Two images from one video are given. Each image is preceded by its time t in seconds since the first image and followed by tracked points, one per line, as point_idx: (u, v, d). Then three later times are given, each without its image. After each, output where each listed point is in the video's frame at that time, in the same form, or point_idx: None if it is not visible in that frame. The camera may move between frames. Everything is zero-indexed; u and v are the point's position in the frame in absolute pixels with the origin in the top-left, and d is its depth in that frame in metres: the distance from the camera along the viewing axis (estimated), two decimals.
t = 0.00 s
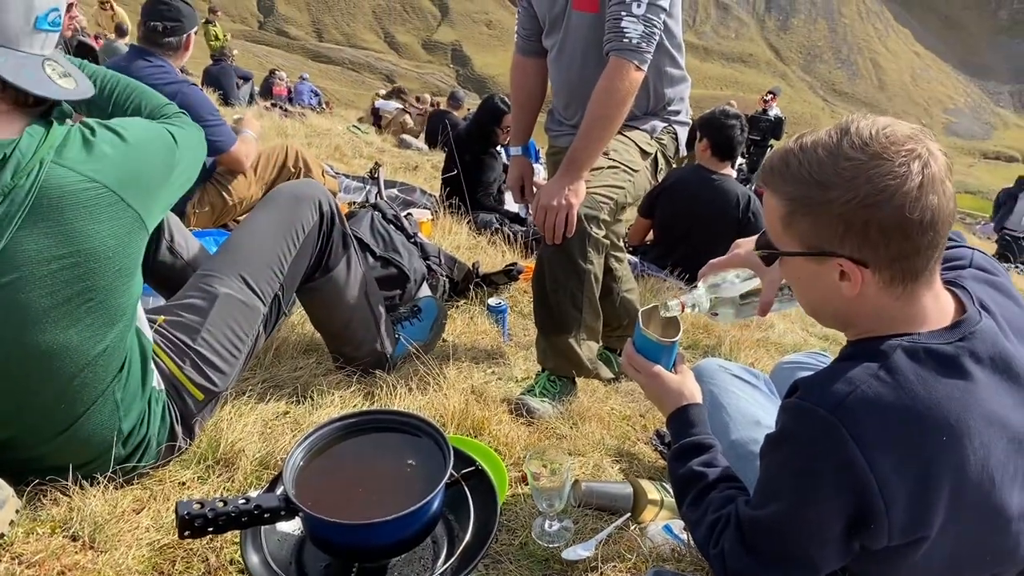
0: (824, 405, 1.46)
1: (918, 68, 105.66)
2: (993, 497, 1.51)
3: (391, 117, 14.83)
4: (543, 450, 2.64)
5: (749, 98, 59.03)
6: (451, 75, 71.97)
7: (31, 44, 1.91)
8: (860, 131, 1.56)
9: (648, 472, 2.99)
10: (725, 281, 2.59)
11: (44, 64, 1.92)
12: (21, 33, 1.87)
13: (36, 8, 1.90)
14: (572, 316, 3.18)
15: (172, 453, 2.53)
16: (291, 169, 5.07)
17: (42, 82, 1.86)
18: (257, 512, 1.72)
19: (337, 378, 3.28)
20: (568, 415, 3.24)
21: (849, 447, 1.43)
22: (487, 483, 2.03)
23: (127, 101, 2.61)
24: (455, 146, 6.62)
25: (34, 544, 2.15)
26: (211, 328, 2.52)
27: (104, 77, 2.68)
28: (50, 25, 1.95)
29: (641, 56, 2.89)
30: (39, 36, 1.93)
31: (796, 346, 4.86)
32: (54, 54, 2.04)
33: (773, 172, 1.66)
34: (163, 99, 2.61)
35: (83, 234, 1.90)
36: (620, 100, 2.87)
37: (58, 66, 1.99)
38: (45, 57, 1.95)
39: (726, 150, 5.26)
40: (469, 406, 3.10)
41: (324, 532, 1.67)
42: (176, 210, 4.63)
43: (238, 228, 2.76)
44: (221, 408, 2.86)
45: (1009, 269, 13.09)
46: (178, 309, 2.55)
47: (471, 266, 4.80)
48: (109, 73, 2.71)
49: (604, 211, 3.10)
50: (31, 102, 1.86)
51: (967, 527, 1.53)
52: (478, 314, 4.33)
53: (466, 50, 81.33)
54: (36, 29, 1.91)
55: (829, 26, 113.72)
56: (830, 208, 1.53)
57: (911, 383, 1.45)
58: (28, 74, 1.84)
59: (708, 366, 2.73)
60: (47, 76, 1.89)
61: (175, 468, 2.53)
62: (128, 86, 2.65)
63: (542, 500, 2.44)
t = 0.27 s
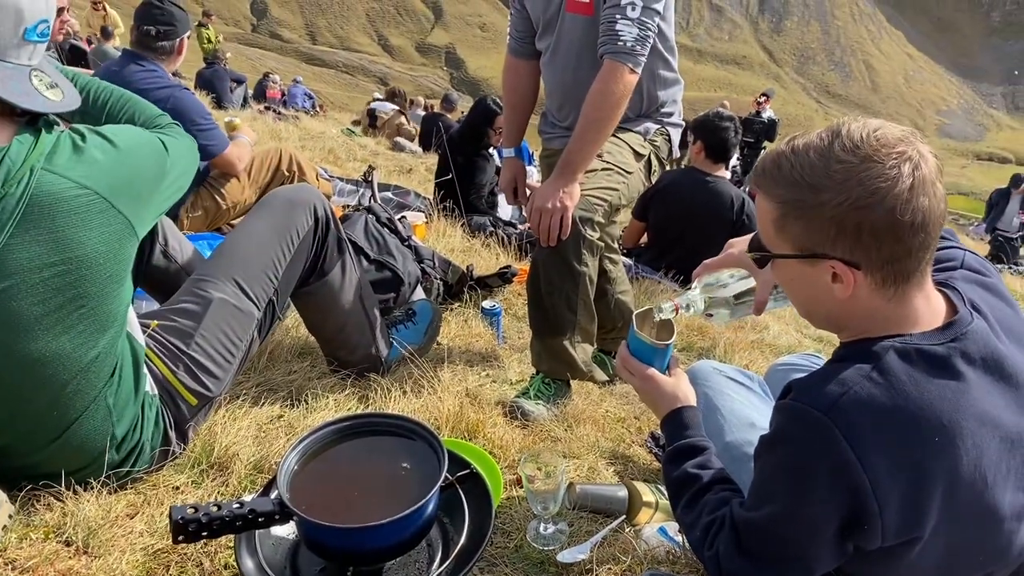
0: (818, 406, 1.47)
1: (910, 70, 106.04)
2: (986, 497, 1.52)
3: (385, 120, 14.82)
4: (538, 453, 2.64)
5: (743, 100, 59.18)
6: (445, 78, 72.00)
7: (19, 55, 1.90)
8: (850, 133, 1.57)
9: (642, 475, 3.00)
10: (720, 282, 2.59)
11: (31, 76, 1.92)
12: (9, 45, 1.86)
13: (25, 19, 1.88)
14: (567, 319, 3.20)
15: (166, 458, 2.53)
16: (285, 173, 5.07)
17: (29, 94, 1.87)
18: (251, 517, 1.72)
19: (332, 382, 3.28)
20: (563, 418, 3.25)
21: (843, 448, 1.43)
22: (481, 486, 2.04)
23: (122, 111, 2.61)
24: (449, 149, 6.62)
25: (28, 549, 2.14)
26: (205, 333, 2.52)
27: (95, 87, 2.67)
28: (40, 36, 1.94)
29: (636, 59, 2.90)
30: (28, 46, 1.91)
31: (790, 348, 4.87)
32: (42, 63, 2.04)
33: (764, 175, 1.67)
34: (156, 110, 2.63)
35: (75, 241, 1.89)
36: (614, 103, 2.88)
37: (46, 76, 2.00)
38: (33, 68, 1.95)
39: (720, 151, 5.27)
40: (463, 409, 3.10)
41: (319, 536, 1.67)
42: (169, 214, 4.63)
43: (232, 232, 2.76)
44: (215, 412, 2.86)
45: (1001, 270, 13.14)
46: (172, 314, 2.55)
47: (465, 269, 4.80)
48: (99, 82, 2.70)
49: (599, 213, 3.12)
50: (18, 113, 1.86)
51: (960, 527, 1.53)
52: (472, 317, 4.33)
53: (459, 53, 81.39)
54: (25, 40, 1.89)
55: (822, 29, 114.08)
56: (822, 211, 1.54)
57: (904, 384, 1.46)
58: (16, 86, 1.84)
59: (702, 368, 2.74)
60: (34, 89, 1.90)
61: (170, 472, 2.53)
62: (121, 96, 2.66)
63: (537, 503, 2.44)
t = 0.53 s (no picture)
0: (819, 408, 1.47)
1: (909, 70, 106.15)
2: (986, 497, 1.52)
3: (385, 121, 14.84)
4: (539, 454, 2.65)
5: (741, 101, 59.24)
6: (443, 79, 72.04)
7: (21, 61, 1.90)
8: (851, 136, 1.58)
9: (643, 475, 3.00)
10: (720, 282, 2.61)
11: (33, 80, 1.93)
12: (11, 50, 1.86)
13: (26, 24, 1.88)
14: (569, 319, 3.20)
15: (169, 459, 2.54)
16: (285, 176, 5.07)
17: (31, 99, 1.88)
18: (254, 518, 1.73)
19: (333, 384, 3.29)
20: (564, 419, 3.25)
21: (844, 449, 1.44)
22: (483, 487, 2.04)
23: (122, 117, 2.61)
24: (448, 150, 6.63)
25: (32, 552, 2.15)
26: (207, 336, 2.52)
27: (98, 93, 2.68)
28: (41, 41, 1.94)
29: (636, 60, 2.90)
30: (29, 52, 1.92)
31: (789, 349, 4.88)
32: (43, 67, 2.05)
33: (765, 177, 1.67)
34: (158, 114, 2.62)
35: (78, 247, 1.90)
36: (614, 104, 2.88)
37: (47, 81, 2.01)
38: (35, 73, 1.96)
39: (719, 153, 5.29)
40: (464, 410, 3.11)
41: (322, 537, 1.68)
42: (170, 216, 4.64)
43: (233, 235, 2.77)
44: (217, 414, 2.87)
45: (1001, 271, 13.16)
46: (174, 317, 2.55)
47: (465, 270, 4.81)
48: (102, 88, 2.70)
49: (600, 214, 3.12)
50: (20, 118, 1.87)
51: (960, 527, 1.54)
52: (472, 318, 4.34)
53: (458, 54, 81.46)
54: (26, 45, 1.90)
55: (820, 29, 114.21)
56: (823, 213, 1.55)
57: (904, 385, 1.47)
58: (18, 92, 1.86)
59: (702, 369, 2.75)
60: (36, 94, 1.91)
61: (172, 474, 2.53)
62: (124, 102, 2.66)
63: (538, 504, 2.45)
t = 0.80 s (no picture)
0: (816, 409, 1.48)
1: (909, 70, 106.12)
2: (983, 498, 1.53)
3: (385, 121, 14.84)
4: (538, 455, 2.65)
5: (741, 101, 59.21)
6: (444, 79, 72.03)
7: (22, 67, 1.92)
8: (850, 138, 1.58)
9: (642, 476, 3.01)
10: (718, 282, 2.60)
11: (34, 86, 1.94)
12: (12, 56, 1.89)
13: (27, 30, 1.90)
14: (568, 319, 3.20)
15: (168, 460, 2.54)
16: (284, 176, 5.07)
17: (31, 104, 1.88)
18: (252, 519, 1.73)
19: (332, 384, 3.29)
20: (562, 419, 3.26)
21: (840, 450, 1.44)
22: (481, 487, 2.05)
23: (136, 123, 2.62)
24: (448, 150, 6.63)
25: (30, 552, 2.15)
26: (206, 338, 2.53)
27: (110, 99, 2.68)
28: (42, 47, 1.95)
29: (635, 60, 2.91)
30: (30, 57, 1.94)
31: (789, 349, 4.88)
32: (48, 73, 2.06)
33: (763, 177, 1.68)
34: (170, 120, 2.63)
35: (69, 250, 1.90)
36: (612, 104, 2.89)
37: (50, 86, 2.02)
38: (37, 79, 1.97)
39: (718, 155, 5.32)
40: (463, 411, 3.11)
41: (319, 538, 1.68)
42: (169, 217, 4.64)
43: (233, 237, 2.77)
44: (216, 415, 2.87)
45: (1001, 270, 13.16)
46: (173, 319, 2.55)
47: (464, 271, 4.81)
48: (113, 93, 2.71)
49: (600, 215, 3.13)
50: (18, 123, 1.88)
51: (957, 528, 1.55)
52: (472, 318, 4.34)
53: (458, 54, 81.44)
54: (28, 51, 1.92)
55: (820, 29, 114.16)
56: (821, 215, 1.55)
57: (901, 386, 1.47)
58: (17, 98, 1.86)
59: (701, 369, 2.75)
60: (37, 99, 1.91)
61: (171, 475, 2.54)
62: (137, 107, 2.66)
63: (536, 504, 2.45)
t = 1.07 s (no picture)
0: (822, 406, 1.47)
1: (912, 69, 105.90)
2: (989, 495, 1.53)
3: (388, 120, 14.85)
4: (542, 452, 2.65)
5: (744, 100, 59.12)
6: (445, 78, 72.01)
7: (27, 63, 1.92)
8: (857, 134, 1.57)
9: (645, 473, 3.01)
10: (721, 279, 2.60)
11: (40, 83, 1.94)
12: (18, 53, 1.89)
13: (34, 27, 1.90)
14: (572, 318, 3.20)
15: (172, 458, 2.54)
16: (288, 174, 5.07)
17: (38, 102, 1.90)
18: (257, 516, 1.73)
19: (336, 382, 3.29)
20: (566, 417, 3.26)
21: (846, 447, 1.44)
22: (486, 485, 2.04)
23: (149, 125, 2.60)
24: (450, 149, 6.63)
25: (34, 549, 2.16)
26: (210, 337, 2.53)
27: (125, 105, 2.68)
28: (48, 44, 1.96)
29: (637, 57, 2.90)
30: (37, 54, 1.94)
31: (792, 347, 4.88)
32: (54, 70, 2.06)
33: (769, 173, 1.67)
34: (184, 124, 2.62)
35: (72, 249, 1.90)
36: (614, 102, 2.88)
37: (57, 83, 2.02)
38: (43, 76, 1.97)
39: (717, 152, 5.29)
40: (466, 408, 3.12)
41: (323, 533, 1.68)
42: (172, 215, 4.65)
43: (237, 235, 2.77)
44: (220, 412, 2.87)
45: (1004, 269, 13.14)
46: (178, 317, 2.56)
47: (467, 269, 4.81)
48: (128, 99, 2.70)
49: (603, 212, 3.12)
50: (25, 119, 1.91)
51: (963, 525, 1.54)
52: (475, 317, 4.34)
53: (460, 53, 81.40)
54: (34, 48, 1.91)
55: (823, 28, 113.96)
56: (827, 212, 1.55)
57: (906, 384, 1.47)
58: (24, 95, 1.88)
59: (705, 367, 2.74)
60: (43, 96, 1.92)
61: (175, 473, 2.54)
62: (152, 110, 2.65)
63: (540, 501, 2.45)
